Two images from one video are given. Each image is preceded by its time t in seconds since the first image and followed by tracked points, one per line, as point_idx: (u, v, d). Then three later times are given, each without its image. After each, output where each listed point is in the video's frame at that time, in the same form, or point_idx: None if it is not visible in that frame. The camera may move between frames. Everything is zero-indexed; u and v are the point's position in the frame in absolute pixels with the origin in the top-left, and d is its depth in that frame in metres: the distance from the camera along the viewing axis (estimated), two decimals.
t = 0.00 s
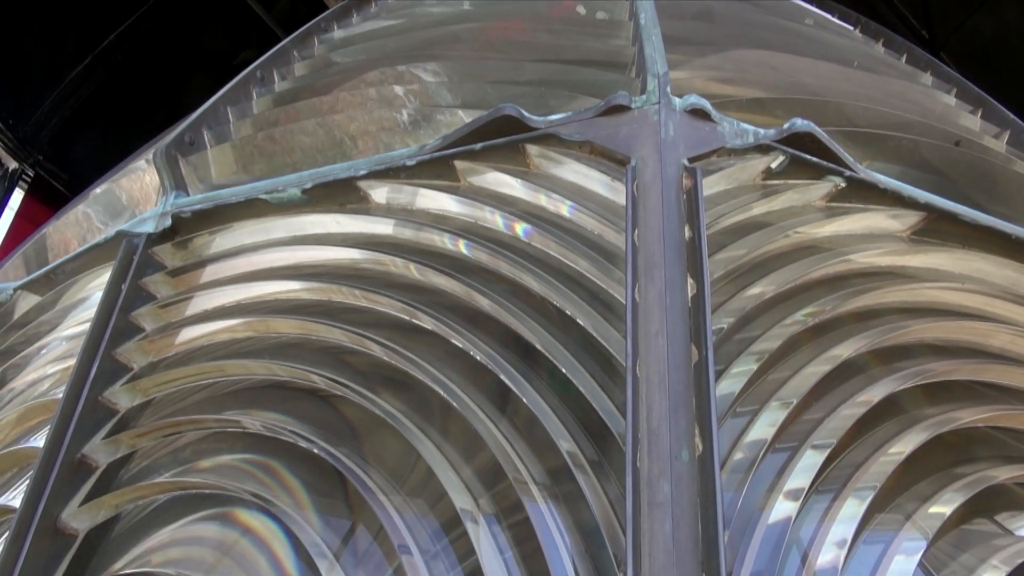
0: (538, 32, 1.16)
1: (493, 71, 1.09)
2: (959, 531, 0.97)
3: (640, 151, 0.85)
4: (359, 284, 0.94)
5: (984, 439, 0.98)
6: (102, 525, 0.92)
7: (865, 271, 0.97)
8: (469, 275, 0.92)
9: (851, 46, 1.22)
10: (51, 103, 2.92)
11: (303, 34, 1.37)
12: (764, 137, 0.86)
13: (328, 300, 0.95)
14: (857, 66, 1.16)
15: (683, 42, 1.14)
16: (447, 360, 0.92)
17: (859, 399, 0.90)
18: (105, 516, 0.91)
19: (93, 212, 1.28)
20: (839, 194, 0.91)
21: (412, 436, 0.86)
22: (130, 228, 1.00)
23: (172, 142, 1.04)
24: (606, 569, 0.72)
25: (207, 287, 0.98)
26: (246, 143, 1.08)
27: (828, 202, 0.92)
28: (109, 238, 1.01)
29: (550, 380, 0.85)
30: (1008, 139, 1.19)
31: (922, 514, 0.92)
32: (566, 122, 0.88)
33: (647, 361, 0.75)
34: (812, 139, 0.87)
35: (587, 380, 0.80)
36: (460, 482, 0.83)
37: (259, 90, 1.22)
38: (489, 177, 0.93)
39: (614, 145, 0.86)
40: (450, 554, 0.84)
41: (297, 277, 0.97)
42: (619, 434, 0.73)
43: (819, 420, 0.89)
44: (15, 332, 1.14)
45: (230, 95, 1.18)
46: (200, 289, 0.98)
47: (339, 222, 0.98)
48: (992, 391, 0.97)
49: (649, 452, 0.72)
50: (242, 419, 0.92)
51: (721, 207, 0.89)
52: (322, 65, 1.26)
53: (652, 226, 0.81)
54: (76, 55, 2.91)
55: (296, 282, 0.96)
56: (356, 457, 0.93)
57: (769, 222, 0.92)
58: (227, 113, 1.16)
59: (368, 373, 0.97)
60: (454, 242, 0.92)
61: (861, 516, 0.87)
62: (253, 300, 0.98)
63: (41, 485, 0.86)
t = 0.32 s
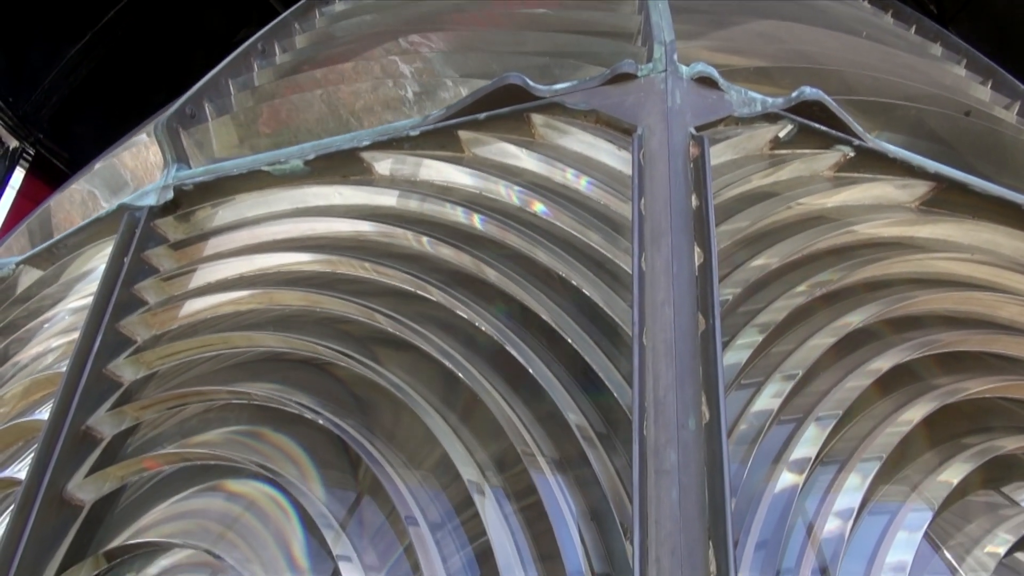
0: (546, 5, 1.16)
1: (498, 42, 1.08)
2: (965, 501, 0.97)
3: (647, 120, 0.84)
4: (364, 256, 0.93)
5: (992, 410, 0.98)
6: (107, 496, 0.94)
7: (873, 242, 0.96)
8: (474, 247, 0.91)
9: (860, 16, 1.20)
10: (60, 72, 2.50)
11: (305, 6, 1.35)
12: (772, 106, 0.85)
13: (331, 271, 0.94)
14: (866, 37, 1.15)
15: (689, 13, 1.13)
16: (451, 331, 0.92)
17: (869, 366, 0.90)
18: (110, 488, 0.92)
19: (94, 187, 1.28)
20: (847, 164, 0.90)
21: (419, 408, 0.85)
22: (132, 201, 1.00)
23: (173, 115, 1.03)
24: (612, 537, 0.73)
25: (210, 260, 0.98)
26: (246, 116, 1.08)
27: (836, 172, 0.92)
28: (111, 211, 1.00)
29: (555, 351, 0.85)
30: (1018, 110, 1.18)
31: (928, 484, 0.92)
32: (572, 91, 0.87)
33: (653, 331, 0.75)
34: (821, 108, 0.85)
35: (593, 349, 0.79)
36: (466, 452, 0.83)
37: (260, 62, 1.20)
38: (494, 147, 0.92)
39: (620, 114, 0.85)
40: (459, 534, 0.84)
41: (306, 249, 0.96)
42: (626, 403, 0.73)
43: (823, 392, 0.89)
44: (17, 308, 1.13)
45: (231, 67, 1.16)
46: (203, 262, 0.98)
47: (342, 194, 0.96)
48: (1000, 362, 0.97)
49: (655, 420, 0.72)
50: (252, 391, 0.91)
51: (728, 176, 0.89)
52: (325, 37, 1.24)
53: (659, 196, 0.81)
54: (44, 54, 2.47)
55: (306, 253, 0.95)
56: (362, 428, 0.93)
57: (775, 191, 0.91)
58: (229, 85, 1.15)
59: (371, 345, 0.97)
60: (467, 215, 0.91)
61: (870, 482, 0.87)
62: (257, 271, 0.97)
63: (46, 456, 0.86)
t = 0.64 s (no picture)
0: None
1: (503, 9, 1.07)
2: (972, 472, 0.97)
3: (655, 87, 0.83)
4: (368, 227, 0.92)
5: (999, 380, 0.98)
6: (113, 467, 0.93)
7: (882, 212, 0.95)
8: (478, 216, 0.90)
9: None
10: (54, 50, 2.42)
11: None
12: (781, 72, 0.84)
13: (337, 241, 0.94)
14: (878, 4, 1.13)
15: None
16: (455, 302, 0.91)
17: (879, 335, 0.89)
18: (115, 459, 0.92)
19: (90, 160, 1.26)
20: (857, 132, 0.89)
21: (426, 379, 0.86)
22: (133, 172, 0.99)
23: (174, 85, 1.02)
24: (619, 505, 0.73)
25: (213, 231, 0.97)
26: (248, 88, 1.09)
27: (846, 140, 0.90)
28: (113, 183, 0.99)
29: (560, 319, 0.85)
30: None
31: (936, 454, 0.92)
32: (578, 59, 0.86)
33: (660, 299, 0.75)
34: (831, 75, 0.84)
35: (598, 316, 0.79)
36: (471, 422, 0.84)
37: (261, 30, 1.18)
38: (498, 116, 0.91)
39: (627, 80, 0.84)
40: (469, 513, 0.83)
41: (313, 219, 0.94)
42: (633, 372, 0.73)
43: (830, 362, 0.88)
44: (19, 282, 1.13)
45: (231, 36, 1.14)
46: (206, 233, 0.97)
47: (346, 163, 0.95)
48: (1009, 333, 0.96)
49: (662, 389, 0.72)
50: (261, 363, 0.92)
51: (736, 143, 0.88)
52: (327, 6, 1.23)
53: (667, 163, 0.80)
54: (37, 35, 2.39)
55: (316, 224, 0.93)
56: (366, 399, 0.93)
57: (786, 159, 0.90)
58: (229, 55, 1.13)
59: (379, 319, 0.95)
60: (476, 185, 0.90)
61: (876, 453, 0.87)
62: (261, 243, 0.96)
63: (50, 428, 0.85)
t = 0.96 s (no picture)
0: None
1: None
2: (980, 439, 0.96)
3: (661, 50, 0.82)
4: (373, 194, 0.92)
5: (1005, 349, 0.97)
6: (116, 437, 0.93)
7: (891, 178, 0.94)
8: (482, 182, 0.90)
9: None
10: (50, 26, 2.37)
11: None
12: (790, 36, 0.83)
13: (341, 211, 0.93)
14: None
15: None
16: (458, 271, 0.91)
17: (890, 299, 0.89)
18: (120, 429, 0.92)
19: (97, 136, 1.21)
20: (866, 98, 0.88)
21: (432, 349, 0.87)
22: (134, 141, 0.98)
23: (173, 52, 1.00)
24: (624, 471, 0.74)
25: (214, 201, 0.96)
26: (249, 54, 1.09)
27: (853, 106, 0.89)
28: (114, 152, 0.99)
29: (566, 285, 0.84)
30: None
31: (940, 423, 0.92)
32: (584, 21, 0.85)
33: (668, 264, 0.74)
34: (841, 38, 0.84)
35: (603, 281, 0.79)
36: (478, 391, 0.84)
37: None
38: (502, 82, 0.90)
39: (633, 44, 0.83)
40: (479, 490, 0.83)
41: (326, 188, 0.94)
42: (640, 338, 0.72)
43: (836, 330, 0.88)
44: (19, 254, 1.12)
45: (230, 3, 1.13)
46: (208, 203, 0.97)
47: (349, 131, 0.94)
48: (1016, 301, 0.96)
49: (669, 354, 0.71)
50: (270, 333, 0.92)
51: (742, 109, 0.86)
52: None
53: (674, 127, 0.79)
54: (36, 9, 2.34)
55: (329, 193, 0.93)
56: (371, 369, 0.92)
57: (793, 125, 0.89)
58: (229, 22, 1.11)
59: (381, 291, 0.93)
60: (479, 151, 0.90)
61: (881, 421, 0.87)
62: (263, 213, 0.95)
63: (55, 397, 0.85)
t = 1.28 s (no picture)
0: None
1: None
2: (990, 407, 0.95)
3: (669, 11, 0.85)
4: (377, 160, 0.91)
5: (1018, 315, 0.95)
6: (121, 407, 0.92)
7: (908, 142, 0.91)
8: (485, 147, 0.88)
9: None
10: None
11: None
12: None
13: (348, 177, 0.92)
14: None
15: None
16: (460, 237, 0.89)
17: (898, 265, 0.88)
18: (123, 399, 0.92)
19: (88, 108, 1.06)
20: (877, 62, 0.86)
21: (438, 316, 0.87)
22: (133, 109, 0.98)
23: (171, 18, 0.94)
24: (630, 438, 0.74)
25: (215, 168, 0.95)
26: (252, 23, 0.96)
27: (866, 70, 0.88)
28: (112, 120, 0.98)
29: (573, 251, 0.84)
30: None
31: (948, 390, 0.92)
32: None
33: (675, 229, 0.74)
34: None
35: (609, 246, 0.79)
36: (482, 355, 0.85)
37: None
38: (510, 46, 0.90)
39: (639, 7, 0.86)
40: (491, 474, 0.82)
41: (340, 154, 0.92)
42: (647, 303, 0.72)
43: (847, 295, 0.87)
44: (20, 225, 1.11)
45: None
46: (208, 170, 0.95)
47: (350, 98, 0.93)
48: None
49: (676, 318, 0.72)
50: (281, 303, 0.91)
51: (752, 72, 0.85)
52: None
53: (682, 90, 0.80)
54: None
55: (341, 159, 0.91)
56: (380, 341, 0.90)
57: (804, 89, 0.87)
58: None
59: (388, 258, 0.92)
60: (486, 116, 0.89)
61: (888, 387, 0.88)
62: (266, 181, 0.93)
63: (57, 366, 0.85)
